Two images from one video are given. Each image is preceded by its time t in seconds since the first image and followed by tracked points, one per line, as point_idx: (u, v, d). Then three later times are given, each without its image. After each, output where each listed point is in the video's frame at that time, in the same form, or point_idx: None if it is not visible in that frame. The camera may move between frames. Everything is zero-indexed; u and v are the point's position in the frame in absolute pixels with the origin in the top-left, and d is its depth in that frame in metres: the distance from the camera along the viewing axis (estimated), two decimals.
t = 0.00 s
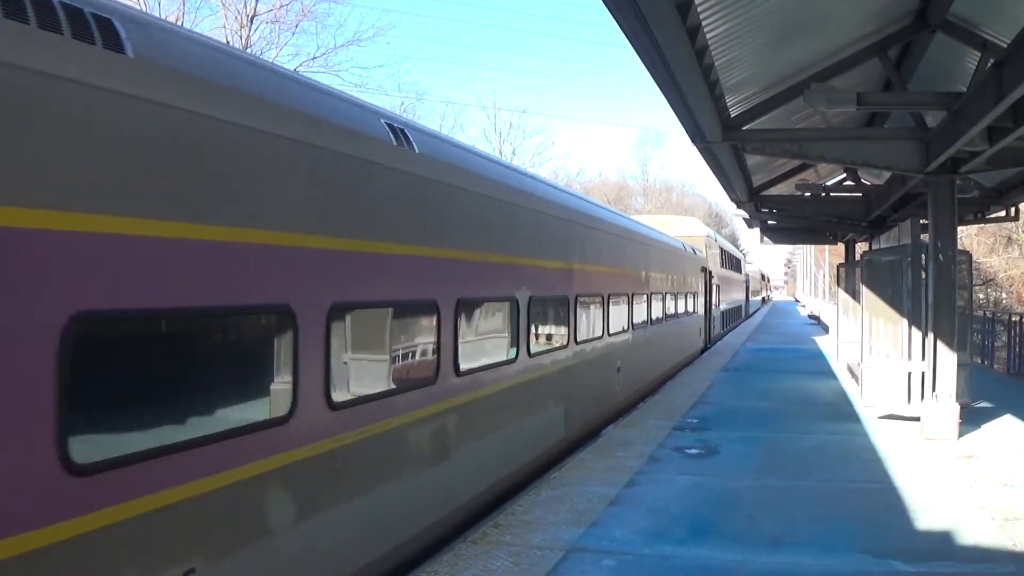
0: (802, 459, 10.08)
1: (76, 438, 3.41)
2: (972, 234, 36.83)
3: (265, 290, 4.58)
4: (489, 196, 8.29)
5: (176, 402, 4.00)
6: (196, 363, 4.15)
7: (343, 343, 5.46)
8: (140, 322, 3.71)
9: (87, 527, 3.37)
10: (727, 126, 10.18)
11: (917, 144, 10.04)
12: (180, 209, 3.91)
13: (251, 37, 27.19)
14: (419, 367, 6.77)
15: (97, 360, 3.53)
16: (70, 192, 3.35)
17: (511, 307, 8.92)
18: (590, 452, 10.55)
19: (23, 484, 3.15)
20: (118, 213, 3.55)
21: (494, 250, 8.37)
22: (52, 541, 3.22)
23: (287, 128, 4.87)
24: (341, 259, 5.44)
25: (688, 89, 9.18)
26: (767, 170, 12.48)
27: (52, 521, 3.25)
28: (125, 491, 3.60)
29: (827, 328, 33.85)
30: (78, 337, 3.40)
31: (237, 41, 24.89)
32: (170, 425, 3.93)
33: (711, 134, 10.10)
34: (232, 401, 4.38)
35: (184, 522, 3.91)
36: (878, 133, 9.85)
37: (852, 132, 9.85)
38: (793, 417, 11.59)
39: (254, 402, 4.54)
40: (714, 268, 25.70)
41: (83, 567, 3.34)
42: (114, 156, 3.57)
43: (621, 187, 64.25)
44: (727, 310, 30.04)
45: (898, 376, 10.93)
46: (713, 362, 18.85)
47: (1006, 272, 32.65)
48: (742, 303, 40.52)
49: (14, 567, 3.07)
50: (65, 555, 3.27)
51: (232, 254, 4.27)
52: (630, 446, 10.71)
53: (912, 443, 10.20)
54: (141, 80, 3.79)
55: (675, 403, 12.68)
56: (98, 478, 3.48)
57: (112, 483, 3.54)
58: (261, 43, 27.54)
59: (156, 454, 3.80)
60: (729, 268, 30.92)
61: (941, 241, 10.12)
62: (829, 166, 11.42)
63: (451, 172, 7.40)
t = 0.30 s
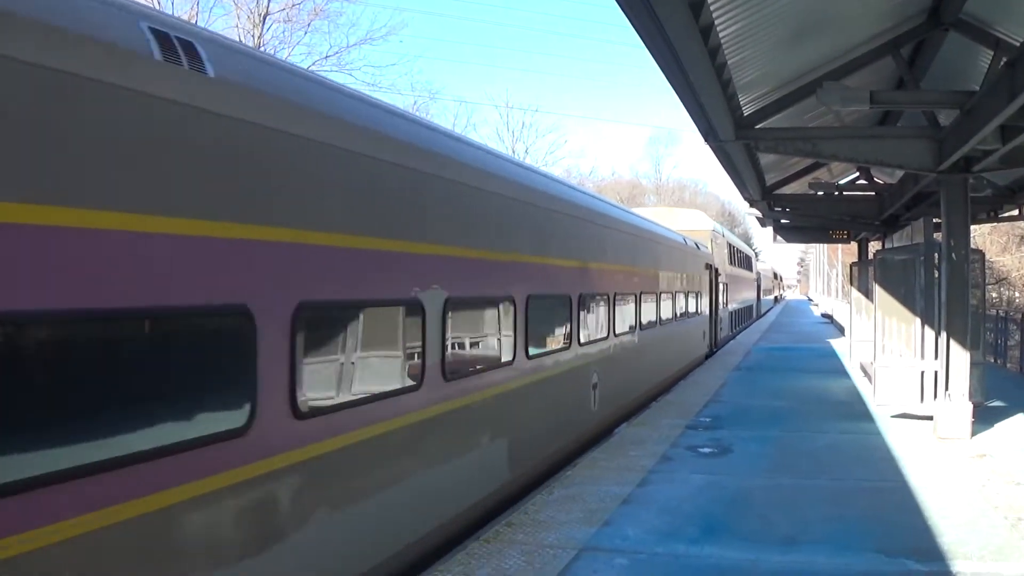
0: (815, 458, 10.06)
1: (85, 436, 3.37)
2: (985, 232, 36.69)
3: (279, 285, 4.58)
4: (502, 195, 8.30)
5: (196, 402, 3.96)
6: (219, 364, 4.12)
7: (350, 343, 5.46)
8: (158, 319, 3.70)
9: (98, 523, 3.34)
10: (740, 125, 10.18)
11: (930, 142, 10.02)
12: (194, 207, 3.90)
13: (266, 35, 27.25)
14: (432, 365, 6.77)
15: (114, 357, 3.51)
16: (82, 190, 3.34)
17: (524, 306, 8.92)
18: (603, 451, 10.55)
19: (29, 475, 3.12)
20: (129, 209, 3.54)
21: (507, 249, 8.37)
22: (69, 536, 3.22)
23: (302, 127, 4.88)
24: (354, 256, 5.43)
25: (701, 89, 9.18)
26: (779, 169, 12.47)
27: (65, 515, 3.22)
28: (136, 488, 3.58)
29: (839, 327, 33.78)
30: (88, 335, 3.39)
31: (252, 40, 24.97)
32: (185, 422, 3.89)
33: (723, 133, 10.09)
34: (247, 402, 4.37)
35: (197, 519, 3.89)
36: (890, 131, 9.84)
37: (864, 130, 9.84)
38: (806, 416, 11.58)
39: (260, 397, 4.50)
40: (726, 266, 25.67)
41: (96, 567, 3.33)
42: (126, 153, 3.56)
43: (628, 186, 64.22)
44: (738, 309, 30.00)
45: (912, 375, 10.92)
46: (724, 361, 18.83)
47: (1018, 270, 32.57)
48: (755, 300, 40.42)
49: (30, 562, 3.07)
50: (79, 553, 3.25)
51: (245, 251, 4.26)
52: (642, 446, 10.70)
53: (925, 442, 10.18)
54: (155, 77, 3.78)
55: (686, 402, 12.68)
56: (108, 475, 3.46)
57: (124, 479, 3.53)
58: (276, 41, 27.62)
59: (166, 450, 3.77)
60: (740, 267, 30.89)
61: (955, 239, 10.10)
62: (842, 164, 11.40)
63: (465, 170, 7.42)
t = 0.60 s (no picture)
0: (825, 458, 10.05)
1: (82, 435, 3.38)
2: (995, 231, 36.57)
3: (286, 283, 4.60)
4: (509, 194, 8.29)
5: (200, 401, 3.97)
6: (221, 363, 4.13)
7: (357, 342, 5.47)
8: (159, 317, 3.71)
9: (98, 521, 3.34)
10: (748, 124, 10.16)
11: (938, 141, 10.00)
12: (200, 205, 3.91)
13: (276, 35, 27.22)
14: (440, 364, 6.78)
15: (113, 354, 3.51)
16: (87, 187, 3.34)
17: (531, 305, 8.91)
18: (611, 450, 10.55)
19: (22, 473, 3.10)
20: (133, 206, 3.53)
21: (514, 246, 8.37)
22: (68, 534, 3.21)
23: (311, 125, 4.88)
24: (361, 254, 5.44)
25: (709, 88, 9.17)
26: (788, 168, 12.45)
27: (64, 514, 3.22)
28: (140, 486, 3.59)
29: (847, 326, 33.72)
30: (88, 334, 3.40)
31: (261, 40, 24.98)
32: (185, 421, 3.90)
33: (732, 132, 10.07)
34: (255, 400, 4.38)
35: (201, 518, 3.90)
36: (898, 130, 9.82)
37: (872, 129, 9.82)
38: (816, 416, 11.56)
39: (268, 395, 4.52)
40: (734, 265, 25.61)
41: (100, 566, 3.33)
42: (131, 151, 3.56)
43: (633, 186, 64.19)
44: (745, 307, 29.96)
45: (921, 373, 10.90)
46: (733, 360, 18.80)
47: None
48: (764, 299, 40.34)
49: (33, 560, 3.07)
50: (82, 551, 3.26)
51: (249, 247, 4.26)
52: (651, 446, 10.69)
53: (934, 442, 10.16)
54: (163, 76, 3.79)
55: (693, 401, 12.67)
56: (112, 472, 3.47)
57: (125, 478, 3.53)
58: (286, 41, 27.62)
59: (170, 448, 3.78)
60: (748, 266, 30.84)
61: (964, 238, 10.09)
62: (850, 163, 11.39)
63: (473, 169, 7.41)
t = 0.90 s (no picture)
0: (833, 457, 10.06)
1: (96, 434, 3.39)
2: (1003, 230, 36.53)
3: (294, 282, 4.59)
4: (519, 194, 8.31)
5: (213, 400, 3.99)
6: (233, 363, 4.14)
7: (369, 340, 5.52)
8: (170, 317, 3.72)
9: (102, 522, 3.31)
10: (756, 124, 10.17)
11: (946, 141, 10.00)
12: (208, 206, 3.90)
13: (284, 35, 27.27)
14: (449, 364, 6.80)
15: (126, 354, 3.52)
16: (96, 187, 3.33)
17: (540, 304, 8.93)
18: (619, 449, 10.55)
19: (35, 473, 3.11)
20: (144, 207, 3.54)
21: (524, 246, 8.38)
22: (80, 533, 3.22)
23: (319, 125, 4.88)
24: (369, 254, 5.44)
25: (717, 88, 9.17)
26: (796, 168, 12.46)
27: (69, 515, 3.20)
28: (149, 486, 3.58)
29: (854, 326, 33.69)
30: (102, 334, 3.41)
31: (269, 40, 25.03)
32: (194, 422, 3.88)
33: (740, 132, 10.07)
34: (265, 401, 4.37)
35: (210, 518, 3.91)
36: (906, 130, 9.81)
37: (879, 129, 9.80)
38: (823, 415, 11.57)
39: (280, 395, 4.53)
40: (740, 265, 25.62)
41: (107, 566, 3.32)
42: (140, 150, 3.56)
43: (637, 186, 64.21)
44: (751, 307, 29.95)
45: (929, 373, 10.91)
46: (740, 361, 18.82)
47: None
48: (769, 299, 40.35)
49: (42, 561, 3.06)
50: (90, 552, 3.25)
51: (260, 248, 4.28)
52: (660, 446, 10.69)
53: (941, 442, 10.16)
54: (172, 75, 3.78)
55: (700, 401, 12.68)
56: (125, 472, 3.47)
57: (135, 479, 3.53)
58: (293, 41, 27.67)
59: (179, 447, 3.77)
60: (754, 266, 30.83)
61: (972, 237, 10.09)
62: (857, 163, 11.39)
63: (481, 168, 7.41)
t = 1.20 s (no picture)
0: (842, 457, 10.06)
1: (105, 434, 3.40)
2: (1011, 230, 36.56)
3: (304, 282, 4.60)
4: (529, 195, 8.31)
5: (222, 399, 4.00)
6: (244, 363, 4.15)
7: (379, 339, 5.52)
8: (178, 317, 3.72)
9: (107, 523, 3.31)
10: (764, 123, 10.17)
11: (954, 141, 9.99)
12: (217, 205, 3.91)
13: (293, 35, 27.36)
14: (459, 363, 6.82)
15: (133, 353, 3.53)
16: (105, 187, 3.34)
17: (549, 304, 8.93)
18: (628, 449, 10.56)
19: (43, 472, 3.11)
20: (152, 206, 3.55)
21: (533, 246, 8.39)
22: (88, 532, 3.23)
23: (329, 125, 4.89)
24: (378, 254, 5.45)
25: (725, 88, 9.17)
26: (804, 168, 12.46)
27: (78, 514, 3.21)
28: (154, 487, 3.58)
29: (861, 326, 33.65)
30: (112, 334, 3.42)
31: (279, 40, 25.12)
32: (202, 421, 3.89)
33: (748, 131, 10.07)
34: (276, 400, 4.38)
35: (219, 517, 3.91)
36: (914, 130, 9.80)
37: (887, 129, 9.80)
38: (832, 416, 11.57)
39: (291, 393, 4.54)
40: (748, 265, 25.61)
41: (114, 567, 3.32)
42: (147, 151, 3.56)
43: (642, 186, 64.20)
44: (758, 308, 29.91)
45: (938, 372, 10.90)
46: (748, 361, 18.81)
47: None
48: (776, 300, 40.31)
49: (48, 561, 3.07)
50: (98, 551, 3.26)
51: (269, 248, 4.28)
52: (668, 446, 10.70)
53: (950, 442, 10.15)
54: (182, 76, 3.79)
55: (708, 401, 12.68)
56: (134, 472, 3.48)
57: (145, 477, 3.54)
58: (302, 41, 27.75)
59: (186, 448, 3.77)
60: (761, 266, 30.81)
61: (980, 237, 10.08)
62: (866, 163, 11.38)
63: (490, 169, 7.42)
